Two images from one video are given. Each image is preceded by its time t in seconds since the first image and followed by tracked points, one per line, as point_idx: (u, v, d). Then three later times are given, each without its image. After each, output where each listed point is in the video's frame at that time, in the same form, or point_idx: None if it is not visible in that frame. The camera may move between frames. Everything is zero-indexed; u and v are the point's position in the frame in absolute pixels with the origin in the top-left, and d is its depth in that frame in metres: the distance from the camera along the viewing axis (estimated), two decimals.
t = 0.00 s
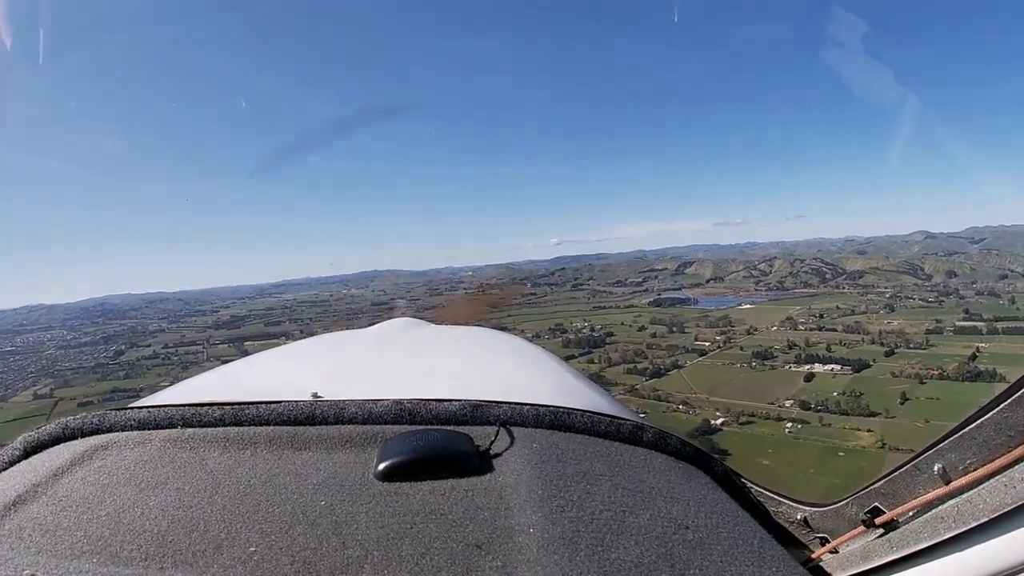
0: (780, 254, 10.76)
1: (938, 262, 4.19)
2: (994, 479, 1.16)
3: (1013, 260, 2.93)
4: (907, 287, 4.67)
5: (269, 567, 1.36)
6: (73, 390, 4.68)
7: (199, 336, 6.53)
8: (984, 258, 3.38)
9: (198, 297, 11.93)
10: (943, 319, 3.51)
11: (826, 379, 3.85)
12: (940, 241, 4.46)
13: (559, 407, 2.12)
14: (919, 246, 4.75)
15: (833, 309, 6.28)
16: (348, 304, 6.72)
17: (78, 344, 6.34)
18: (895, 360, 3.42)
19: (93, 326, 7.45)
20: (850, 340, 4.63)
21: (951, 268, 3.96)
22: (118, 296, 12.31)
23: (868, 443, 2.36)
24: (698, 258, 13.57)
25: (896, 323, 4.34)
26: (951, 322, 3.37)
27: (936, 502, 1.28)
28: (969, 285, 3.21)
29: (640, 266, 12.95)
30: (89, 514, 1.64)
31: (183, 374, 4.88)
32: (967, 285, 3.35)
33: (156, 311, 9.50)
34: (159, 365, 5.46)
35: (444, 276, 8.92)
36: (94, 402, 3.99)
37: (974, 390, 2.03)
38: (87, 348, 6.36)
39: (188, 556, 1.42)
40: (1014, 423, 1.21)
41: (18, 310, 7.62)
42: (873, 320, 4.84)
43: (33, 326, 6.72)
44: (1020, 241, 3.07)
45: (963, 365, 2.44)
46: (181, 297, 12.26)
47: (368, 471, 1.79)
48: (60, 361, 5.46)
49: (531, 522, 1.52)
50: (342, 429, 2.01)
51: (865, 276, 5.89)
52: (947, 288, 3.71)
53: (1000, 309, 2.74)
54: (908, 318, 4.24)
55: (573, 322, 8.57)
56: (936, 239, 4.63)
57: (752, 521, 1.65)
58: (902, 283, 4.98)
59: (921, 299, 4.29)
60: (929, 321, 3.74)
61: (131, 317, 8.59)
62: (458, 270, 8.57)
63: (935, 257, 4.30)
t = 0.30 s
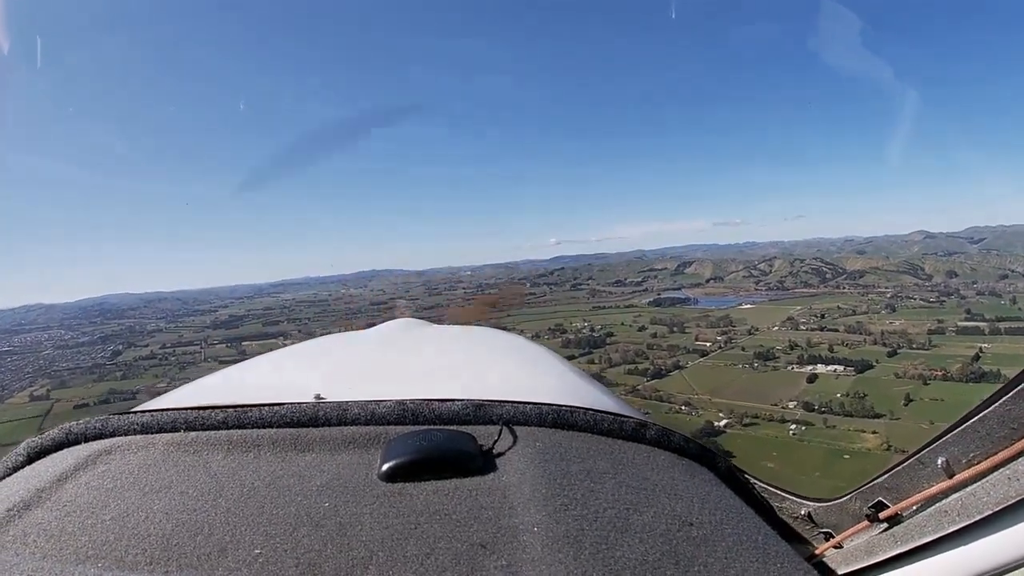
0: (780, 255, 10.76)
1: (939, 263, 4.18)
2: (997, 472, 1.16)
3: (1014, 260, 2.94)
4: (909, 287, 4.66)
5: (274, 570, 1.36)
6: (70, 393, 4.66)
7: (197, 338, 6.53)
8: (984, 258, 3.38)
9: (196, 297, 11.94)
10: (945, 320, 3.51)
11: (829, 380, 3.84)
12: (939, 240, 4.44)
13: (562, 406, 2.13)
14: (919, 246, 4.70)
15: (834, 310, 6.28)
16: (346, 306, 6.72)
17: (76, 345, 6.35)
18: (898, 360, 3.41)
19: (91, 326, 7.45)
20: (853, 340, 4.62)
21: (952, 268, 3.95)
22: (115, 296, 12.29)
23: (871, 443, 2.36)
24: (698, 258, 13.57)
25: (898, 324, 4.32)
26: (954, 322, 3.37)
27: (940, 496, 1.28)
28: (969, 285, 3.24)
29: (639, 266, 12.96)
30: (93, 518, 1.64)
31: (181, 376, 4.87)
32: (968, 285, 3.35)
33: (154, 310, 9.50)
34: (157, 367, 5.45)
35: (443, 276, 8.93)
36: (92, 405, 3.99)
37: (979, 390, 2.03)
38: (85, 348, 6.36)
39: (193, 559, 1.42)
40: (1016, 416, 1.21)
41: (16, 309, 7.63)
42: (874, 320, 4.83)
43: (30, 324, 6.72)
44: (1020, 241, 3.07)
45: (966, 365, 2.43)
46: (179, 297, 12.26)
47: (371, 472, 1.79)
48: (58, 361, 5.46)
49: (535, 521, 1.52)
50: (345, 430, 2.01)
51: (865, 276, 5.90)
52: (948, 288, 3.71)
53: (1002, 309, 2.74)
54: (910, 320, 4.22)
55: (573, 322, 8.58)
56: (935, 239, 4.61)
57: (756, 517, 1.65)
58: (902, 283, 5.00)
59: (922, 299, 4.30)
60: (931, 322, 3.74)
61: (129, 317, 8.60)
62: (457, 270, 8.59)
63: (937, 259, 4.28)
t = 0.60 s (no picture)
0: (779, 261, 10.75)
1: (939, 271, 4.18)
2: (1002, 462, 1.17)
3: (1012, 269, 2.97)
4: (909, 294, 4.66)
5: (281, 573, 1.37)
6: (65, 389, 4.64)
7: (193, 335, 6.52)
8: (983, 267, 3.43)
9: (193, 292, 11.93)
10: (946, 329, 3.50)
11: (830, 388, 3.86)
12: (939, 248, 4.59)
13: (566, 404, 2.13)
14: (919, 253, 4.90)
15: (833, 317, 6.27)
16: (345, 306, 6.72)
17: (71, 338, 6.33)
18: (899, 369, 3.45)
19: (88, 318, 7.45)
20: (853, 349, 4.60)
21: (951, 276, 3.98)
22: (111, 290, 12.26)
23: (871, 450, 2.34)
24: (696, 263, 13.56)
25: (898, 332, 4.30)
26: (955, 332, 3.35)
27: (947, 486, 1.29)
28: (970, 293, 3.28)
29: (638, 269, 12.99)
30: (100, 526, 1.65)
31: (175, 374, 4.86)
32: (967, 295, 3.39)
33: (150, 305, 9.49)
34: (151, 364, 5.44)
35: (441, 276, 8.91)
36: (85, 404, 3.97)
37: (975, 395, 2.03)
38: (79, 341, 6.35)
39: (201, 565, 1.43)
40: (1020, 406, 1.22)
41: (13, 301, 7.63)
42: (874, 327, 4.81)
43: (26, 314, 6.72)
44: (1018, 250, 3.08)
45: (967, 375, 2.39)
46: (176, 293, 12.25)
47: (377, 474, 1.80)
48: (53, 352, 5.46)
49: (542, 520, 1.52)
50: (350, 433, 2.02)
51: (864, 282, 5.92)
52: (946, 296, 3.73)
53: (1003, 319, 2.73)
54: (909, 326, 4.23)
55: (572, 324, 8.58)
56: (934, 247, 4.79)
57: (762, 511, 1.66)
58: (902, 291, 5.02)
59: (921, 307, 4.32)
60: (932, 331, 3.71)
61: (125, 311, 8.58)
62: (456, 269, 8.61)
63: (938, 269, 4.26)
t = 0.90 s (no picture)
0: (776, 266, 10.77)
1: (937, 280, 4.23)
2: (1002, 465, 1.18)
3: (1010, 279, 3.02)
4: (908, 301, 4.66)
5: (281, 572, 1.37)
6: (57, 382, 4.61)
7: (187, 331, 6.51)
8: (982, 276, 3.43)
9: (188, 287, 11.92)
10: (944, 338, 3.43)
11: (829, 397, 3.86)
12: (936, 257, 4.62)
13: (566, 404, 2.14)
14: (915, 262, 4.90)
15: (831, 324, 6.30)
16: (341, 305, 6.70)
17: (65, 330, 6.30)
18: (898, 379, 3.44)
19: (81, 312, 7.43)
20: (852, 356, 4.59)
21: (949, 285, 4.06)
22: (105, 281, 12.21)
23: (871, 459, 2.34)
24: (693, 267, 13.57)
25: (897, 340, 4.29)
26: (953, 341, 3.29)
27: (948, 488, 1.29)
28: (967, 303, 3.31)
29: (635, 272, 13.04)
30: (100, 524, 1.65)
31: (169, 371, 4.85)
32: (965, 304, 3.36)
33: (144, 300, 9.47)
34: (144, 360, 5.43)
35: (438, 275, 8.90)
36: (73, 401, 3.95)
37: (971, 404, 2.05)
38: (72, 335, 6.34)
39: (201, 563, 1.43)
40: (1020, 409, 1.23)
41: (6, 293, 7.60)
42: (873, 335, 4.82)
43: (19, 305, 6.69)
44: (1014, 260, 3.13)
45: (966, 386, 2.37)
46: (171, 287, 12.23)
47: (377, 474, 1.80)
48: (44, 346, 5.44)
49: (542, 520, 1.53)
50: (350, 432, 2.02)
51: (862, 290, 5.97)
52: (944, 305, 3.81)
53: (1003, 330, 2.70)
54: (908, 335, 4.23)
55: (568, 326, 8.59)
56: (931, 256, 4.79)
57: (762, 513, 1.67)
58: (900, 299, 4.90)
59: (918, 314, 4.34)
60: (929, 341, 3.62)
61: (119, 305, 8.56)
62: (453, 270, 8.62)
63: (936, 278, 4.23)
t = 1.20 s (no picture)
0: (774, 269, 10.79)
1: (935, 284, 4.26)
2: (998, 477, 1.17)
3: (1008, 282, 3.03)
4: (906, 306, 4.66)
5: (273, 567, 1.37)
6: (49, 381, 4.60)
7: (182, 330, 6.51)
8: (978, 280, 3.54)
9: (183, 286, 11.91)
10: (942, 340, 3.53)
11: (830, 400, 3.80)
12: (934, 260, 4.79)
13: (563, 406, 2.13)
14: (913, 265, 5.13)
15: (829, 326, 6.32)
16: (337, 306, 6.70)
17: (58, 328, 6.28)
18: (898, 381, 3.39)
19: (75, 312, 7.42)
20: (851, 360, 4.57)
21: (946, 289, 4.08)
22: (101, 279, 12.21)
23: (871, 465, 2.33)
24: (691, 270, 13.61)
25: (896, 343, 4.28)
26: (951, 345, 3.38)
27: (942, 499, 1.28)
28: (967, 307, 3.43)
29: (632, 274, 13.06)
30: (92, 514, 1.64)
31: (161, 371, 4.84)
32: (964, 307, 3.49)
33: (139, 298, 9.46)
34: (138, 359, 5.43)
35: (435, 275, 8.89)
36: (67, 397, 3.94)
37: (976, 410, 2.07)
38: (66, 334, 6.33)
39: (193, 555, 1.42)
40: (1017, 422, 1.22)
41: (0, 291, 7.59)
42: (872, 337, 4.81)
43: (13, 303, 6.68)
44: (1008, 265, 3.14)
45: (968, 391, 2.41)
46: (167, 286, 12.22)
47: (372, 470, 1.79)
48: (37, 345, 5.43)
49: (535, 521, 1.52)
50: (346, 428, 2.01)
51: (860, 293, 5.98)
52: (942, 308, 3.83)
53: (1001, 333, 2.80)
54: (907, 339, 4.20)
55: (565, 327, 8.60)
56: (928, 259, 5.01)
57: (755, 518, 1.66)
58: (898, 301, 5.05)
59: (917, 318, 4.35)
60: (928, 344, 3.69)
61: (114, 304, 8.56)
62: (450, 271, 8.62)
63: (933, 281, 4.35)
